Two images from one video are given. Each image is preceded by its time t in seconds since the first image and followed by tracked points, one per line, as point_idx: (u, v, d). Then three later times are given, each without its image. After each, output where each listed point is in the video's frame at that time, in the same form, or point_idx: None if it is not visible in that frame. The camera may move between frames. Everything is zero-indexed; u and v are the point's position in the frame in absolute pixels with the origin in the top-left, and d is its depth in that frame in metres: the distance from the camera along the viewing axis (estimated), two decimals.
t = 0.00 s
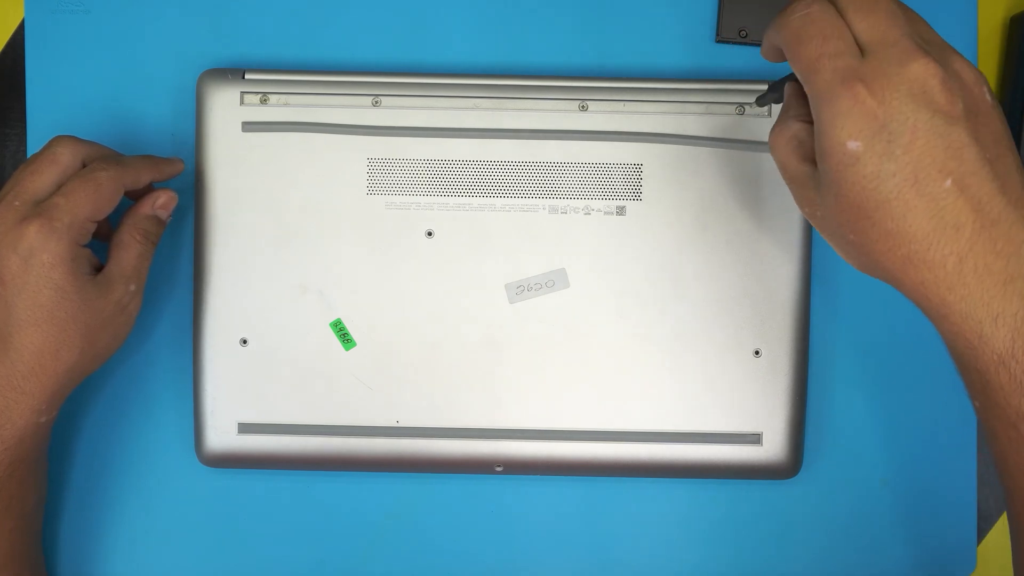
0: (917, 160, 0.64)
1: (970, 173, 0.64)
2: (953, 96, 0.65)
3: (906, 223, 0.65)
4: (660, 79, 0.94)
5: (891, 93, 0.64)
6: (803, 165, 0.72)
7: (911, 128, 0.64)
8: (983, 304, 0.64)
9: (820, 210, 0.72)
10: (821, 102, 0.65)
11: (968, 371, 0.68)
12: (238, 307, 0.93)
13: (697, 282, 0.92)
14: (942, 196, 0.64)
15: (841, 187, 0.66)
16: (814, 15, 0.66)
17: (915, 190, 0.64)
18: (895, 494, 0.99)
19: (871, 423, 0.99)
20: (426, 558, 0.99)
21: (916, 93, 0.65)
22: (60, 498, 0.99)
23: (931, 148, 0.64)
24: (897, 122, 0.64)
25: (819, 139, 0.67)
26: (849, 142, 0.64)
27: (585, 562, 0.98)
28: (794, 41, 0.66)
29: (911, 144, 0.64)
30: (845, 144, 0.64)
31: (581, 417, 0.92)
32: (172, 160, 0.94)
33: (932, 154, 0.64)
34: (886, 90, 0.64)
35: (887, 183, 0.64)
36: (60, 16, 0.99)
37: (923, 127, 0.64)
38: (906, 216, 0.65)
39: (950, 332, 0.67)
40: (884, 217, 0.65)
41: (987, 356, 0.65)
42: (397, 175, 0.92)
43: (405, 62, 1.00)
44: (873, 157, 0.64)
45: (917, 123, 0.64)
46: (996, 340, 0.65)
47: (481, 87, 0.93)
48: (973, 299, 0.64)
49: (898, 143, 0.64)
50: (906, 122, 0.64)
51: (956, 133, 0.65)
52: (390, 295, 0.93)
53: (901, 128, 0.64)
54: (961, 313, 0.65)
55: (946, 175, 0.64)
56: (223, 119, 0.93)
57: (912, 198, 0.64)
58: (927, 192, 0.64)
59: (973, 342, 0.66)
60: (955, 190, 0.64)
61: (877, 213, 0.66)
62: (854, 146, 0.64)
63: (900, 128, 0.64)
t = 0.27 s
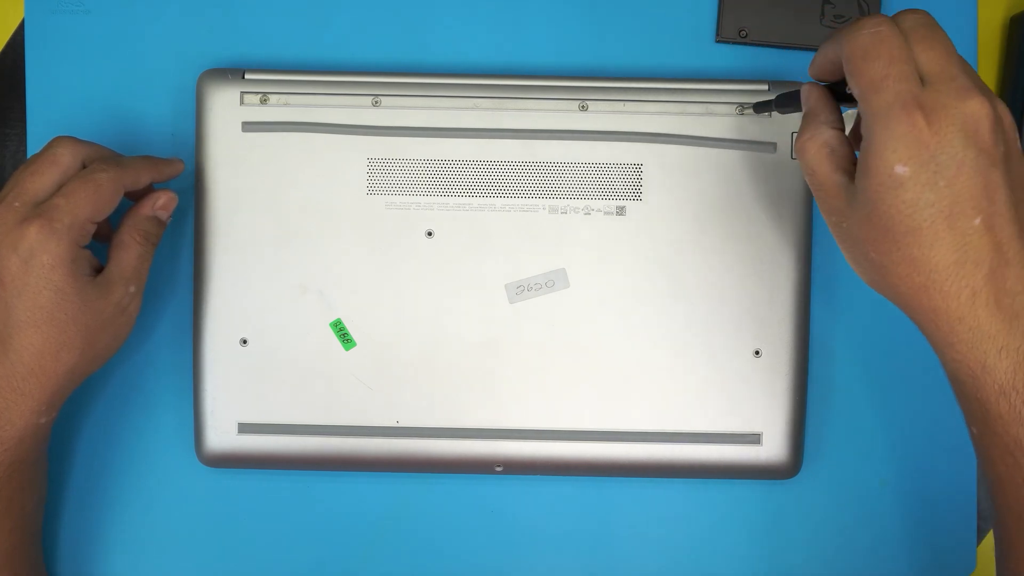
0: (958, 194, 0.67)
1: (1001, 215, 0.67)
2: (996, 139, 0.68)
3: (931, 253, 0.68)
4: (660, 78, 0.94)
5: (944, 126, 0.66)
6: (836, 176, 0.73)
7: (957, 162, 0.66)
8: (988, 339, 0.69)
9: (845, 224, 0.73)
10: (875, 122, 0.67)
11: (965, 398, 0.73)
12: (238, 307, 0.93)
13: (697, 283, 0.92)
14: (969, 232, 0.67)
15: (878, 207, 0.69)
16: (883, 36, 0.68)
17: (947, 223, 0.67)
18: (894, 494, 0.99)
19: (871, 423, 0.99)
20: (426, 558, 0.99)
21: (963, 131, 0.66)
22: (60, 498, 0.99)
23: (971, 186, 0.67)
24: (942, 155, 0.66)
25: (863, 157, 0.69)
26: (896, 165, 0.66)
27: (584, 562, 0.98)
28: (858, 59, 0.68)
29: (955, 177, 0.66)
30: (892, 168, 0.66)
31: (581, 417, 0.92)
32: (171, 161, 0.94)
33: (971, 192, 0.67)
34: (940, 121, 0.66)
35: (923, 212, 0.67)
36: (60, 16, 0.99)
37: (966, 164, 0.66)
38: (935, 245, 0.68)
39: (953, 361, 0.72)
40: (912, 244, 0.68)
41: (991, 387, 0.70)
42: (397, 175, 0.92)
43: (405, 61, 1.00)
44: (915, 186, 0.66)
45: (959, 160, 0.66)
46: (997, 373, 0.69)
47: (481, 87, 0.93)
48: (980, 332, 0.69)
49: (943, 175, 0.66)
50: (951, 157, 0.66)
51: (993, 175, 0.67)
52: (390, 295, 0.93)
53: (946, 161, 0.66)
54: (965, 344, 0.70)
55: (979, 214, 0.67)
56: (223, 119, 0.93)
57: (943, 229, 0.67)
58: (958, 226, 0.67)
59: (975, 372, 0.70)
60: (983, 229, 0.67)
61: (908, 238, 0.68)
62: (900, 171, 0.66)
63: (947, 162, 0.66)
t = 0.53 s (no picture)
0: (1009, 190, 0.71)
1: None
2: None
3: (974, 243, 0.73)
4: (660, 78, 0.94)
5: (1016, 123, 0.70)
6: (883, 160, 0.74)
7: (1015, 160, 0.70)
8: (1016, 331, 0.74)
9: (891, 207, 0.75)
10: (950, 109, 0.69)
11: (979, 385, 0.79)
12: (238, 307, 0.93)
13: (697, 283, 0.92)
14: (1012, 227, 0.72)
15: (933, 193, 0.72)
16: (954, 38, 0.72)
17: (997, 217, 0.72)
18: (895, 494, 0.99)
19: (871, 424, 0.99)
20: (426, 558, 0.99)
21: None
22: (59, 498, 0.99)
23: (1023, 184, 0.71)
24: (1004, 150, 0.70)
25: (929, 143, 0.71)
26: (968, 153, 0.69)
27: (584, 562, 0.99)
28: (931, 51, 0.71)
29: (1008, 173, 0.71)
30: (962, 155, 0.70)
31: (582, 418, 0.92)
32: (171, 161, 0.95)
33: (1020, 189, 0.71)
34: (1009, 119, 0.70)
35: (975, 202, 0.71)
36: (60, 16, 0.99)
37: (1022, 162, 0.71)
38: (975, 235, 0.72)
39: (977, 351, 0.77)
40: (959, 231, 0.73)
41: (1018, 378, 0.75)
42: (397, 175, 0.92)
43: (404, 61, 1.00)
44: (981, 176, 0.70)
45: None
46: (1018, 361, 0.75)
47: (481, 87, 0.93)
48: (1010, 324, 0.74)
49: (998, 169, 0.70)
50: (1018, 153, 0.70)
51: None
52: (390, 296, 0.93)
53: (1008, 159, 0.70)
54: (995, 335, 0.75)
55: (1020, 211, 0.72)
56: (223, 119, 0.93)
57: (987, 220, 0.72)
58: (1002, 220, 0.72)
59: (1000, 363, 0.76)
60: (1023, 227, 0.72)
61: (957, 225, 0.72)
62: (971, 158, 0.70)
63: (1009, 161, 0.70)
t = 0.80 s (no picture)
0: (1008, 194, 0.71)
1: None
2: None
3: (973, 246, 0.73)
4: (660, 78, 0.94)
5: (1013, 127, 0.70)
6: (882, 164, 0.74)
7: (1014, 165, 0.71)
8: (1016, 334, 0.74)
9: (890, 210, 0.76)
10: (947, 113, 0.70)
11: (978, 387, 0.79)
12: (238, 307, 0.93)
13: (698, 283, 0.92)
14: (1011, 231, 0.72)
15: (931, 197, 0.72)
16: (952, 40, 0.72)
17: (997, 220, 0.72)
18: (896, 494, 0.99)
19: (871, 425, 0.99)
20: (426, 558, 0.99)
21: None
22: (59, 498, 0.99)
23: (1022, 187, 0.71)
24: (1003, 154, 0.70)
25: (927, 147, 0.72)
26: (966, 157, 0.70)
27: (584, 562, 0.98)
28: (927, 53, 0.71)
29: (1007, 177, 0.71)
30: (960, 158, 0.70)
31: (582, 418, 0.92)
32: (171, 161, 0.95)
33: (1019, 192, 0.71)
34: (1007, 123, 0.70)
35: (974, 205, 0.72)
36: (60, 16, 0.99)
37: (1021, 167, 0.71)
38: (975, 238, 0.73)
39: (976, 353, 0.77)
40: (959, 234, 0.73)
41: (1017, 380, 0.75)
42: (397, 175, 0.92)
43: (404, 61, 1.00)
44: (980, 179, 0.71)
45: None
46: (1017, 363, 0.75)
47: (481, 87, 0.93)
48: (1009, 326, 0.74)
49: (997, 173, 0.71)
50: (1017, 158, 0.70)
51: None
52: (391, 296, 0.93)
53: (1007, 162, 0.71)
54: (995, 338, 0.75)
55: (1020, 215, 0.72)
56: (223, 119, 0.93)
57: (986, 223, 0.72)
58: (1001, 224, 0.72)
59: (1000, 366, 0.76)
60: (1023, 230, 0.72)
61: (956, 229, 0.73)
62: (969, 162, 0.70)
63: (1008, 165, 0.70)
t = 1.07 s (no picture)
0: (1004, 195, 0.71)
1: None
2: None
3: (968, 246, 0.73)
4: (660, 78, 0.94)
5: (1008, 128, 0.70)
6: (881, 163, 0.74)
7: (1010, 165, 0.70)
8: (1010, 334, 0.74)
9: (888, 209, 0.76)
10: (944, 113, 0.70)
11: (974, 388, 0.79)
12: (238, 307, 0.93)
13: (698, 283, 0.92)
14: (1007, 231, 0.72)
15: (927, 197, 0.72)
16: (950, 39, 0.72)
17: (992, 220, 0.72)
18: (896, 495, 0.99)
19: (871, 425, 0.99)
20: (426, 558, 0.99)
21: None
22: (59, 498, 0.99)
23: (1018, 188, 0.71)
24: (999, 155, 0.70)
25: (924, 147, 0.72)
26: (962, 157, 0.70)
27: (584, 562, 0.98)
28: (927, 53, 0.71)
29: (1003, 177, 0.71)
30: (956, 159, 0.70)
31: (582, 418, 0.92)
32: (171, 161, 0.95)
33: (1015, 193, 0.71)
34: (1004, 122, 0.70)
35: (970, 205, 0.71)
36: (60, 16, 0.99)
37: (1017, 167, 0.71)
38: (970, 239, 0.72)
39: (969, 353, 0.78)
40: (954, 235, 0.73)
41: (1011, 380, 0.76)
42: (397, 175, 0.92)
43: (404, 61, 1.00)
44: (975, 179, 0.70)
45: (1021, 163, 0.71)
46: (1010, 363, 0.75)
47: (481, 87, 0.93)
48: (1003, 326, 0.74)
49: (993, 173, 0.70)
50: (1013, 158, 0.70)
51: None
52: (391, 296, 0.93)
53: (1003, 163, 0.70)
54: (989, 338, 0.76)
55: (1016, 215, 0.72)
56: (223, 119, 0.93)
57: (982, 224, 0.72)
58: (997, 224, 0.72)
59: (994, 365, 0.76)
60: (1019, 230, 0.72)
61: (951, 229, 0.73)
62: (965, 163, 0.70)
63: (1003, 166, 0.70)
